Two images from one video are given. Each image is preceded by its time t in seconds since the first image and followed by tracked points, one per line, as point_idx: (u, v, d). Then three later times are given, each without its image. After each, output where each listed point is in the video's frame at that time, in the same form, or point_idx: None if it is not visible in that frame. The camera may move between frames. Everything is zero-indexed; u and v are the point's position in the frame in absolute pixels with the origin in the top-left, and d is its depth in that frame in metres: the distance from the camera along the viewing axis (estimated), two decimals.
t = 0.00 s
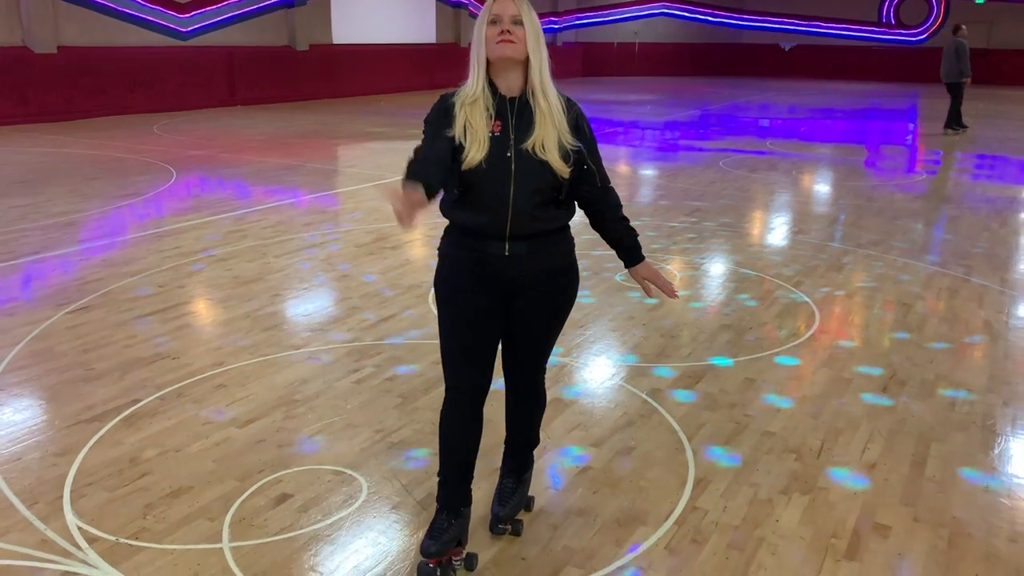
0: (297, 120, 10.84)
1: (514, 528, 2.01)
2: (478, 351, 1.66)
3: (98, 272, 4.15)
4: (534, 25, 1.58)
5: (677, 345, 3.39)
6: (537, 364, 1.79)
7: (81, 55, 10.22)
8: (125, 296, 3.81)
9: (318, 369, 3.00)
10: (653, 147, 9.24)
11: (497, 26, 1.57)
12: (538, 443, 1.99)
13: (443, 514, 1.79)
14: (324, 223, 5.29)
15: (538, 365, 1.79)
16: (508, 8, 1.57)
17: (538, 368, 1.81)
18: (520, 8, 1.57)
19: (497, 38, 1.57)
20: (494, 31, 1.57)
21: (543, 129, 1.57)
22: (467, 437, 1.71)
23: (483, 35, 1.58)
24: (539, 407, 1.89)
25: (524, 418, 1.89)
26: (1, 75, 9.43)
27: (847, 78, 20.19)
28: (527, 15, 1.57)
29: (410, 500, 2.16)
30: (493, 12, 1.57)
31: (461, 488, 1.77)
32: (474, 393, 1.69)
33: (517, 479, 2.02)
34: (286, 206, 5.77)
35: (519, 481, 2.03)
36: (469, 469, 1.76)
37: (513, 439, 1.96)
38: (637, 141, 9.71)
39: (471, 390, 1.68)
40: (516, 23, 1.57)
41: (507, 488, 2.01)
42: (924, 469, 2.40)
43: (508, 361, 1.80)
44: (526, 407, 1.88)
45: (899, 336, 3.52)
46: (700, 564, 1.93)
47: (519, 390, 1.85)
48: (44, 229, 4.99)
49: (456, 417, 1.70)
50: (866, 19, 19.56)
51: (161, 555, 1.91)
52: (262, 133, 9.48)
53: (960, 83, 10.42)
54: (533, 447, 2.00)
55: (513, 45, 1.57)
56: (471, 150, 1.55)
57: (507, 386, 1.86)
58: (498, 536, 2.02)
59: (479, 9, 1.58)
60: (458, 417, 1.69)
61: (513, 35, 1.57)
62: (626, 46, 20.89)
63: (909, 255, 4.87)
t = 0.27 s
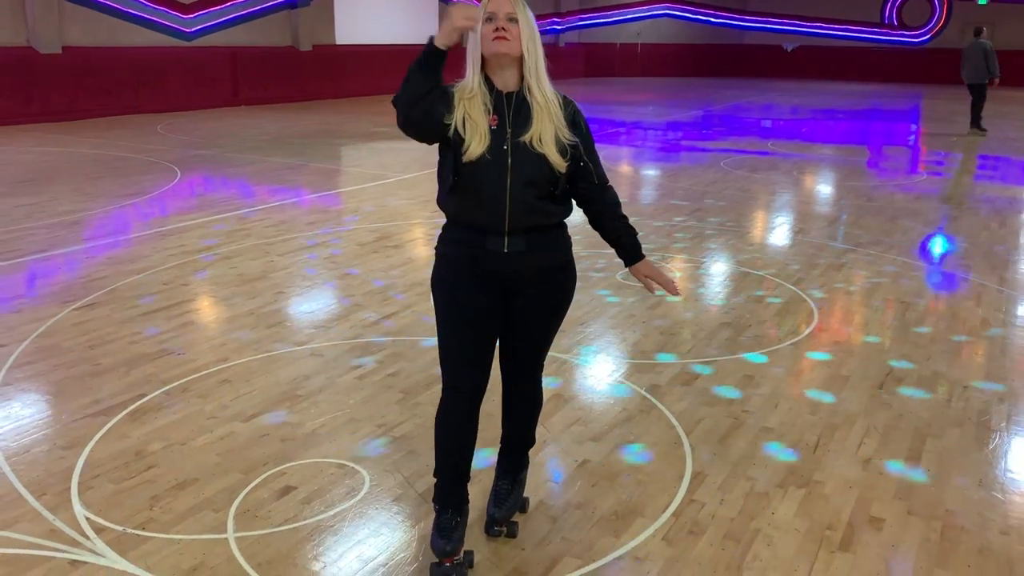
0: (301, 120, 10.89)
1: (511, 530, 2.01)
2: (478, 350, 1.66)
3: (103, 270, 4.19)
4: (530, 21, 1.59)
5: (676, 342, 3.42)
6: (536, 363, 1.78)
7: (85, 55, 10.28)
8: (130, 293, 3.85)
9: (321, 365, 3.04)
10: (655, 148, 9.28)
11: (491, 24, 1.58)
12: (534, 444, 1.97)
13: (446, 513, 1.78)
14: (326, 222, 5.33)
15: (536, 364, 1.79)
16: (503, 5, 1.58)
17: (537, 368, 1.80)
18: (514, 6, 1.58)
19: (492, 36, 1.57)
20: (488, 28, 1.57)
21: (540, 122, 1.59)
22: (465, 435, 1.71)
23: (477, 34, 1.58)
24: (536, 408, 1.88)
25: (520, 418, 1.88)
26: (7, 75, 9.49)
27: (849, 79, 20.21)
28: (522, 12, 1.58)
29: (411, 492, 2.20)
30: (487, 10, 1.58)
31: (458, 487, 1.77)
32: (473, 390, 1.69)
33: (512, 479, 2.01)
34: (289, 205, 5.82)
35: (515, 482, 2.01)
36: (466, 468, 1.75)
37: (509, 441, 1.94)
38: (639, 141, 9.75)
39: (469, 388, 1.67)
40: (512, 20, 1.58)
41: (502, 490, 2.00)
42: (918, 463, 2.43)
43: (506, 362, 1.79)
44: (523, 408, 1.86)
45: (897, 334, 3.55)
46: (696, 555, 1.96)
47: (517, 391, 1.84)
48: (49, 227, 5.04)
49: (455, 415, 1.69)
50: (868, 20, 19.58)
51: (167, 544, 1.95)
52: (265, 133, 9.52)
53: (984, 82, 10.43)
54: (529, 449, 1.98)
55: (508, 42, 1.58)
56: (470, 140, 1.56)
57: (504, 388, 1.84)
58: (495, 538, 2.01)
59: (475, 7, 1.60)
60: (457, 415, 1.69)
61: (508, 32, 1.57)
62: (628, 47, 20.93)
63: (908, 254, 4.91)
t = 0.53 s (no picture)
0: (308, 122, 10.97)
1: (511, 531, 2.01)
2: (475, 351, 1.67)
3: (113, 270, 4.25)
4: (531, 29, 1.62)
5: (679, 342, 3.46)
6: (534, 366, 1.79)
7: (94, 58, 10.36)
8: (139, 293, 3.91)
9: (327, 363, 3.09)
10: (660, 150, 9.33)
11: (495, 31, 1.62)
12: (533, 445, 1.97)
13: (451, 514, 1.81)
14: (333, 223, 5.39)
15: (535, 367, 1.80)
16: (506, 13, 1.62)
17: (536, 371, 1.82)
18: (517, 14, 1.61)
19: (495, 44, 1.62)
20: (491, 36, 1.62)
21: (539, 127, 1.61)
22: (464, 435, 1.73)
23: (482, 40, 1.64)
24: (536, 412, 1.89)
25: (521, 420, 1.89)
26: (17, 77, 9.58)
27: (855, 82, 20.22)
28: (525, 20, 1.62)
29: (416, 487, 2.24)
30: (492, 17, 1.62)
31: (459, 487, 1.79)
32: (472, 391, 1.71)
33: (512, 480, 2.01)
34: (296, 207, 5.87)
35: (514, 483, 2.01)
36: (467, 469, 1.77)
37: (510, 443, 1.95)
38: (644, 144, 9.80)
39: (467, 388, 1.70)
40: (514, 28, 1.62)
41: (502, 490, 2.00)
42: (916, 460, 2.46)
43: (505, 365, 1.80)
44: (523, 411, 1.88)
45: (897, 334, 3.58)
46: (696, 549, 2.00)
47: (516, 394, 1.85)
48: (59, 228, 5.10)
49: (453, 415, 1.72)
50: (873, 23, 19.61)
51: (177, 536, 1.99)
52: (273, 136, 9.60)
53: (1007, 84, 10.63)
54: (528, 449, 1.98)
55: (510, 49, 1.62)
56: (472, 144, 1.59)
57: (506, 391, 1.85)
58: (495, 538, 2.01)
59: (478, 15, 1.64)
60: (457, 416, 1.72)
61: (510, 40, 1.62)
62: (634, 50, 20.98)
63: (911, 256, 4.94)
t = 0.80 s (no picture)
0: (315, 127, 11.04)
1: (513, 531, 2.04)
2: (476, 353, 1.71)
3: (122, 273, 4.30)
4: (529, 36, 1.63)
5: (682, 344, 3.50)
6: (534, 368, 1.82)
7: (103, 63, 10.45)
8: (148, 295, 3.96)
9: (334, 364, 3.13)
10: (666, 154, 9.37)
11: (493, 36, 1.62)
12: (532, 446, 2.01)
13: (457, 517, 1.84)
14: (340, 227, 5.44)
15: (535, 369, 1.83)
16: (505, 19, 1.61)
17: (536, 372, 1.85)
18: (515, 21, 1.62)
19: (493, 50, 1.61)
20: (490, 41, 1.61)
21: (538, 132, 1.63)
22: (465, 436, 1.77)
23: (479, 46, 1.63)
24: (536, 412, 1.93)
25: (522, 419, 1.92)
26: (27, 83, 9.67)
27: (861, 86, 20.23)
28: (523, 26, 1.63)
29: (421, 484, 2.28)
30: (490, 23, 1.62)
31: (462, 490, 1.83)
32: (472, 392, 1.74)
33: (513, 481, 2.04)
34: (302, 211, 5.93)
35: (516, 484, 2.05)
36: (469, 469, 1.81)
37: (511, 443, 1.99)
38: (650, 148, 9.84)
39: (468, 389, 1.74)
40: (512, 34, 1.62)
41: (504, 491, 2.04)
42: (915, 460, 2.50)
43: (506, 367, 1.83)
44: (524, 411, 1.91)
45: (899, 337, 3.61)
46: (696, 545, 2.03)
47: (516, 395, 1.88)
48: (69, 231, 5.16)
49: (455, 416, 1.76)
50: (879, 28, 19.62)
51: (187, 532, 2.04)
52: (279, 140, 9.67)
53: None
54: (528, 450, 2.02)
55: (508, 55, 1.62)
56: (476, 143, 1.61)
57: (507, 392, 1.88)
58: (497, 539, 2.04)
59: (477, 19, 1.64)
60: (458, 416, 1.76)
61: (509, 46, 1.61)
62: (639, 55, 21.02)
63: (914, 260, 4.97)
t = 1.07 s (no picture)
0: (317, 133, 11.10)
1: (511, 535, 2.05)
2: (474, 353, 1.75)
3: (126, 277, 4.35)
4: (519, 39, 1.66)
5: (680, 346, 3.53)
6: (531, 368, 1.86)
7: (106, 69, 10.50)
8: (152, 299, 4.00)
9: (337, 366, 3.17)
10: (666, 159, 9.41)
11: (483, 42, 1.65)
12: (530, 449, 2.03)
13: (459, 520, 1.87)
14: (342, 231, 5.48)
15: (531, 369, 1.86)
16: (493, 24, 1.65)
17: (532, 372, 1.88)
18: (504, 25, 1.65)
19: (484, 56, 1.65)
20: (480, 47, 1.65)
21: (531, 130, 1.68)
22: (465, 434, 1.81)
23: (470, 52, 1.66)
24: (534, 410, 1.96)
25: (519, 420, 1.95)
26: (31, 89, 9.73)
27: (861, 92, 20.28)
28: (511, 29, 1.66)
29: (422, 484, 2.32)
30: (479, 29, 1.65)
31: (462, 493, 1.86)
32: (471, 392, 1.78)
33: (511, 486, 2.05)
34: (305, 216, 5.97)
35: (514, 488, 2.05)
36: (469, 469, 1.84)
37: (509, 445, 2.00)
38: (650, 153, 9.89)
39: (468, 389, 1.78)
40: (501, 38, 1.65)
41: (502, 496, 2.04)
42: (909, 460, 2.53)
43: (503, 367, 1.87)
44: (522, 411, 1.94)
45: (896, 339, 3.65)
46: (692, 543, 2.07)
47: (514, 395, 1.91)
48: (73, 236, 5.20)
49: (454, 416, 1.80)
50: (879, 33, 19.68)
51: (192, 530, 2.07)
52: (282, 146, 9.71)
53: None
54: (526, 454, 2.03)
55: (499, 59, 1.65)
56: (534, 112, 1.55)
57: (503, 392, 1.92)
58: (495, 543, 2.04)
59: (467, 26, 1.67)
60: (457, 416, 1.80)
61: (499, 51, 1.65)
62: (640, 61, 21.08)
63: (912, 263, 5.01)
